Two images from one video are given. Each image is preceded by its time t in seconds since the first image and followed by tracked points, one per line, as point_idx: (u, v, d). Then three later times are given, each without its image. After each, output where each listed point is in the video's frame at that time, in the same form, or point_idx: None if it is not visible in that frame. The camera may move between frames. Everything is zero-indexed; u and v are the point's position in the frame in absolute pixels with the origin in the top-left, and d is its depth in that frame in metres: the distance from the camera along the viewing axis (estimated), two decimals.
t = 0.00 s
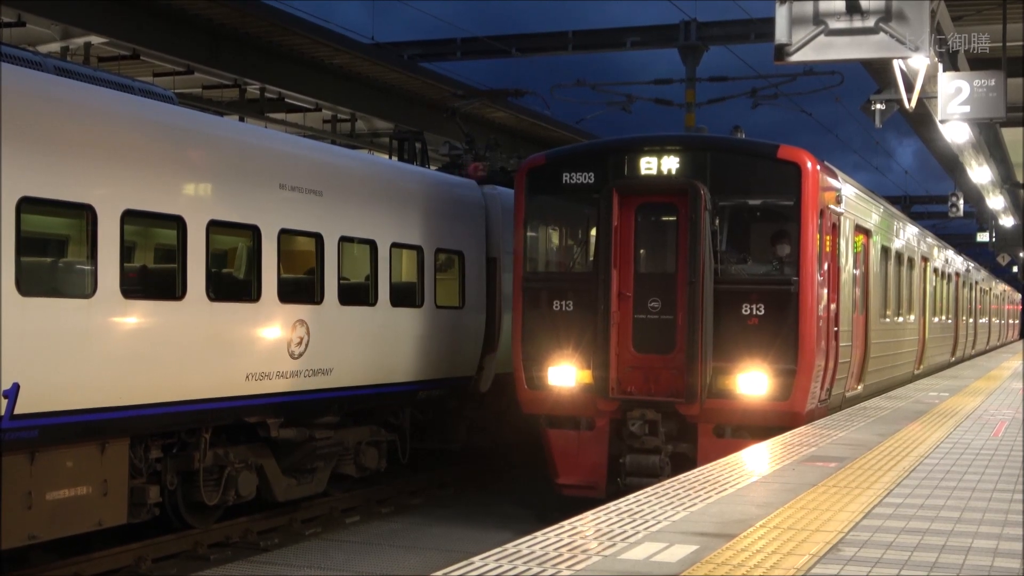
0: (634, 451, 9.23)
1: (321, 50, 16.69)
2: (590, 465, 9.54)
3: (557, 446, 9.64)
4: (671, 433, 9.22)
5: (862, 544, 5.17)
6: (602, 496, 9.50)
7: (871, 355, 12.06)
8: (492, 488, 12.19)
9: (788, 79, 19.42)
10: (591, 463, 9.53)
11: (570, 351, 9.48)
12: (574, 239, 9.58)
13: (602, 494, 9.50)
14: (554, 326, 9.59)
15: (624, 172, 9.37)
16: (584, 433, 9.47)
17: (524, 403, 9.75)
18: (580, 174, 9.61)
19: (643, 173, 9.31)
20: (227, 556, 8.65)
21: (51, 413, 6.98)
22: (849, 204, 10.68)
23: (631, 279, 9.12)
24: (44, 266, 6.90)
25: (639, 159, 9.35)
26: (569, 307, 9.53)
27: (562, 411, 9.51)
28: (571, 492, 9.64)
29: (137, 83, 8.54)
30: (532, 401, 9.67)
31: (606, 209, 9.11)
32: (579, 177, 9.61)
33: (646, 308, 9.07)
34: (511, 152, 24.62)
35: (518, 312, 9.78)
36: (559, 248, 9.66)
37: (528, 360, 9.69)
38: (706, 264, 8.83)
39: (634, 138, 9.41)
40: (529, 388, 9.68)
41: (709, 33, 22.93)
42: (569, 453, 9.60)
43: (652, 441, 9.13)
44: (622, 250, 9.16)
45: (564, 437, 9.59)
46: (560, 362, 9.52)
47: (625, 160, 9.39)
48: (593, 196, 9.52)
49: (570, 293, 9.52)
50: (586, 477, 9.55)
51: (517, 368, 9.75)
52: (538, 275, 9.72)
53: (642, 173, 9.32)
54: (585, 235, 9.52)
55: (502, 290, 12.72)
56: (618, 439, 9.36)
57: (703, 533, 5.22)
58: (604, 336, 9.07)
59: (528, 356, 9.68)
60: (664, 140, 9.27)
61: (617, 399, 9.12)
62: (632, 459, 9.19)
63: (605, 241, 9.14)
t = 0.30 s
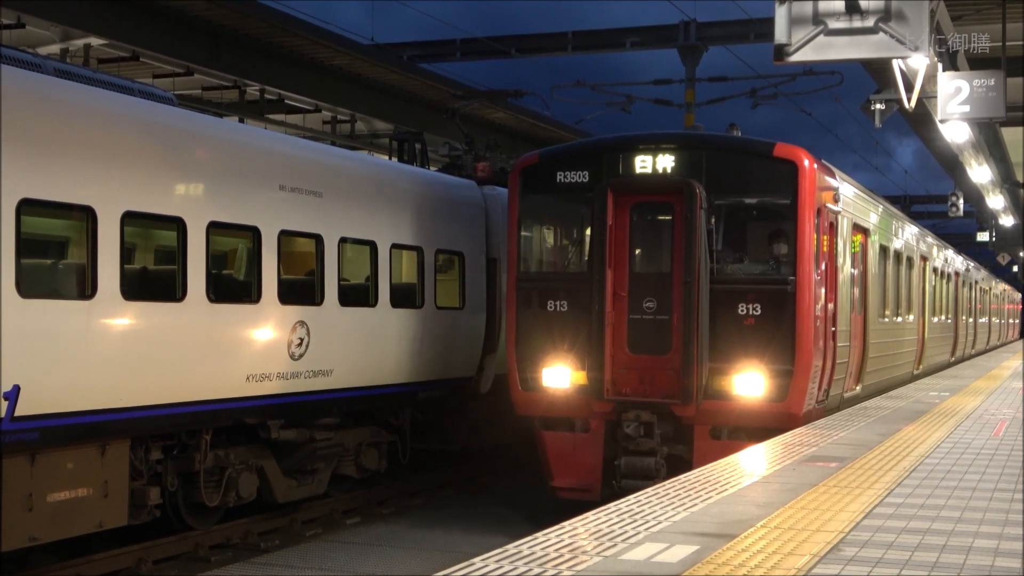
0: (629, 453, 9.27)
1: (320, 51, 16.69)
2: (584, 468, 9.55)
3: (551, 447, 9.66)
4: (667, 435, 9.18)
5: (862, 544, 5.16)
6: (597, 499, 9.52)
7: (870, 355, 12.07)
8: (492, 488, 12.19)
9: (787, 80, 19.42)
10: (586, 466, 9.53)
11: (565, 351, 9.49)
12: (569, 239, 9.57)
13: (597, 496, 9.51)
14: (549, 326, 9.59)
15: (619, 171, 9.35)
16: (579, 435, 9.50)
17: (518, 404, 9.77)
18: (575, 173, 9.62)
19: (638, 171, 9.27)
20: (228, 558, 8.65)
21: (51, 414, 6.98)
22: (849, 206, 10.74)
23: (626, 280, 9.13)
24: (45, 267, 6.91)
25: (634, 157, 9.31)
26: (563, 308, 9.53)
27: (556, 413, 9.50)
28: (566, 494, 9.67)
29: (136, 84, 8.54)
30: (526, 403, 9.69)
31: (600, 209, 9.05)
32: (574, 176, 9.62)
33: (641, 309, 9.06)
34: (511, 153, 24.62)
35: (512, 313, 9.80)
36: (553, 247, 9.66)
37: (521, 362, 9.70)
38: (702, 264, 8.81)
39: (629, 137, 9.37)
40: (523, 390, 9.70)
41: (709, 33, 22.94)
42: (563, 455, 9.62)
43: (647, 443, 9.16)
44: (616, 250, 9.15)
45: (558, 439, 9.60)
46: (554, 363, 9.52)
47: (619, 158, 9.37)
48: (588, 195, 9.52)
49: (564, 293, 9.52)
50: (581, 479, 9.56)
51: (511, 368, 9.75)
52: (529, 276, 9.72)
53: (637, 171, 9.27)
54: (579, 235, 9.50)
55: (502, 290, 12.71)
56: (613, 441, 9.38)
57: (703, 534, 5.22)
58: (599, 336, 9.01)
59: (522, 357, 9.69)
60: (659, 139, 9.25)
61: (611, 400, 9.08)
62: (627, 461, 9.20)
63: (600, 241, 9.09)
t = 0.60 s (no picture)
0: (623, 457, 9.24)
1: (320, 52, 16.69)
2: (578, 471, 9.55)
3: (544, 450, 9.65)
4: (661, 438, 9.21)
5: (862, 544, 5.16)
6: (590, 502, 9.54)
7: (868, 355, 12.06)
8: (493, 489, 12.19)
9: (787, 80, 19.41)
10: (579, 469, 9.54)
11: (558, 353, 9.44)
12: (562, 239, 9.55)
13: (590, 500, 9.54)
14: (541, 327, 9.56)
15: (612, 168, 9.37)
16: (572, 438, 9.50)
17: (510, 406, 9.74)
18: (566, 171, 9.60)
19: (632, 169, 9.29)
20: (229, 559, 8.65)
21: (52, 415, 6.99)
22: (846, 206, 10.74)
23: (619, 281, 9.11)
24: (46, 269, 6.92)
25: (627, 155, 9.34)
26: (555, 308, 9.49)
27: (549, 414, 9.51)
28: (558, 497, 9.68)
29: (136, 85, 8.54)
30: (518, 404, 9.66)
31: (592, 207, 9.08)
32: (566, 175, 9.60)
33: (635, 309, 9.05)
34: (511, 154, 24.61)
35: (503, 313, 9.74)
36: (546, 247, 9.64)
37: (513, 364, 9.66)
38: (696, 263, 8.81)
39: (623, 134, 9.39)
40: (514, 391, 9.66)
41: (709, 34, 22.93)
42: (556, 458, 9.62)
43: (640, 445, 9.13)
44: (609, 249, 9.14)
45: (551, 441, 9.60)
46: (547, 364, 9.48)
47: (613, 155, 9.39)
48: (580, 194, 9.50)
49: (556, 293, 9.48)
50: (574, 482, 9.57)
51: (502, 370, 9.71)
52: (520, 276, 9.69)
53: (630, 169, 9.30)
54: (573, 234, 9.50)
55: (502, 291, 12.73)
56: (607, 443, 9.40)
57: (704, 534, 5.22)
58: (592, 336, 9.03)
59: (514, 358, 9.65)
60: (653, 136, 9.26)
61: (604, 402, 9.07)
62: (620, 463, 9.18)
63: (592, 240, 9.10)
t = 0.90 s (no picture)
0: (614, 459, 9.09)
1: (319, 53, 16.68)
2: (570, 476, 9.31)
3: (535, 453, 9.45)
4: (653, 440, 9.01)
5: (864, 544, 5.17)
6: (581, 506, 9.31)
7: (865, 354, 11.92)
8: (494, 489, 12.18)
9: (787, 79, 19.40)
10: (571, 472, 9.31)
11: (549, 354, 9.21)
12: (552, 238, 9.28)
13: (581, 504, 9.31)
14: (531, 327, 9.32)
15: (602, 165, 9.07)
16: (562, 441, 9.31)
17: (500, 407, 9.51)
18: (556, 169, 9.32)
19: (621, 167, 9.02)
20: (230, 561, 8.64)
21: (52, 418, 6.98)
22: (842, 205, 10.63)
23: (610, 280, 8.86)
24: (46, 271, 6.94)
25: (617, 152, 9.06)
26: (545, 308, 9.23)
27: (539, 417, 9.28)
28: (549, 501, 9.46)
29: (136, 87, 8.54)
30: (507, 407, 9.45)
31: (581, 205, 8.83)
32: (555, 172, 9.33)
33: (625, 309, 8.81)
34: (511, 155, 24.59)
35: (493, 313, 9.49)
36: (536, 246, 9.37)
37: (503, 365, 9.43)
38: (688, 263, 8.58)
39: (613, 130, 9.11)
40: (503, 394, 9.43)
41: (708, 34, 22.94)
42: (548, 461, 9.41)
43: (632, 449, 8.97)
44: (600, 247, 8.87)
45: (541, 444, 9.40)
46: (537, 366, 9.26)
47: (602, 152, 9.09)
48: (569, 192, 9.22)
49: (549, 294, 9.20)
50: (565, 486, 9.34)
51: (491, 372, 9.49)
52: (511, 276, 9.43)
53: (621, 167, 9.03)
54: (563, 233, 9.22)
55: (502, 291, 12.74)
56: (597, 446, 9.19)
57: (705, 534, 5.21)
58: (582, 336, 8.80)
59: (502, 360, 9.43)
60: (643, 132, 9.00)
61: (595, 404, 8.85)
62: (612, 467, 9.02)
63: (582, 236, 8.83)
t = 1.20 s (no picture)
0: (603, 464, 8.71)
1: (319, 54, 16.68)
2: (557, 481, 8.96)
3: (521, 457, 9.10)
4: (642, 444, 8.72)
5: (864, 543, 5.17)
6: (569, 512, 8.95)
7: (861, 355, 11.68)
8: (494, 490, 12.17)
9: (786, 80, 19.39)
10: (559, 477, 8.96)
11: (536, 356, 8.88)
12: (541, 237, 8.93)
13: (569, 509, 8.94)
14: (518, 328, 8.98)
15: (590, 162, 8.75)
16: (550, 444, 8.95)
17: (486, 410, 9.18)
18: (543, 166, 8.99)
19: (610, 163, 8.70)
20: (231, 562, 8.63)
21: (52, 420, 6.99)
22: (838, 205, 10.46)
23: (599, 281, 8.58)
24: (46, 273, 6.98)
25: (606, 148, 8.74)
26: (533, 309, 8.91)
27: (527, 420, 8.93)
28: (536, 507, 9.11)
29: (135, 88, 8.54)
30: (494, 409, 9.12)
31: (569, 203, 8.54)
32: (542, 169, 8.99)
33: (614, 309, 8.53)
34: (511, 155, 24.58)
35: (479, 312, 9.17)
36: (524, 245, 9.03)
37: (489, 367, 9.10)
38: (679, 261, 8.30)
39: (601, 127, 8.81)
40: (490, 396, 9.11)
41: (708, 34, 22.95)
42: (535, 466, 9.05)
43: (621, 453, 8.65)
44: (588, 247, 8.59)
45: (528, 448, 9.05)
46: (524, 368, 8.93)
47: (591, 149, 8.77)
48: (557, 189, 8.88)
49: (539, 294, 8.87)
50: (553, 491, 8.98)
51: (478, 373, 9.16)
52: (500, 275, 9.08)
53: (609, 163, 8.70)
54: (552, 231, 8.86)
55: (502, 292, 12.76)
56: (586, 450, 8.85)
57: (706, 535, 5.21)
58: (570, 338, 8.50)
59: (490, 361, 9.10)
60: (632, 128, 8.69)
61: (583, 407, 8.55)
62: (600, 472, 8.67)
63: (570, 243, 8.55)
